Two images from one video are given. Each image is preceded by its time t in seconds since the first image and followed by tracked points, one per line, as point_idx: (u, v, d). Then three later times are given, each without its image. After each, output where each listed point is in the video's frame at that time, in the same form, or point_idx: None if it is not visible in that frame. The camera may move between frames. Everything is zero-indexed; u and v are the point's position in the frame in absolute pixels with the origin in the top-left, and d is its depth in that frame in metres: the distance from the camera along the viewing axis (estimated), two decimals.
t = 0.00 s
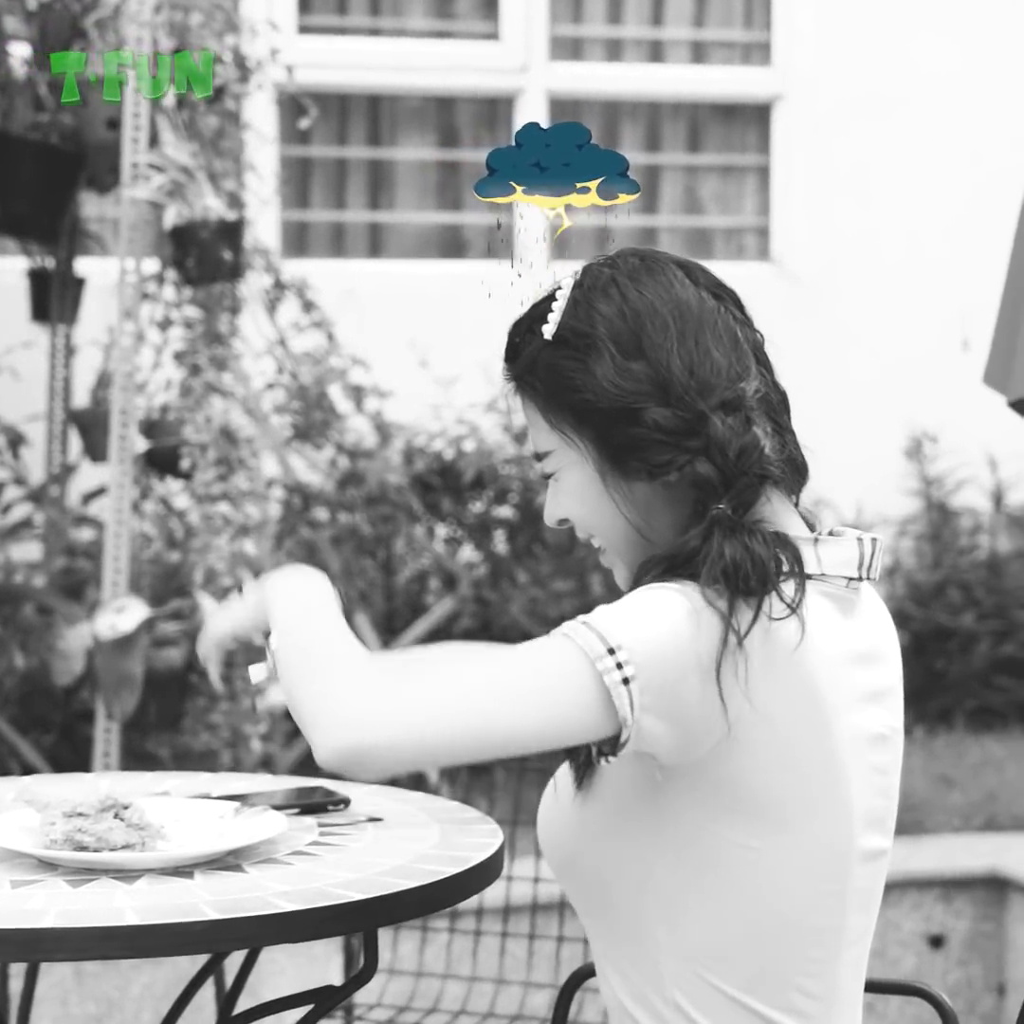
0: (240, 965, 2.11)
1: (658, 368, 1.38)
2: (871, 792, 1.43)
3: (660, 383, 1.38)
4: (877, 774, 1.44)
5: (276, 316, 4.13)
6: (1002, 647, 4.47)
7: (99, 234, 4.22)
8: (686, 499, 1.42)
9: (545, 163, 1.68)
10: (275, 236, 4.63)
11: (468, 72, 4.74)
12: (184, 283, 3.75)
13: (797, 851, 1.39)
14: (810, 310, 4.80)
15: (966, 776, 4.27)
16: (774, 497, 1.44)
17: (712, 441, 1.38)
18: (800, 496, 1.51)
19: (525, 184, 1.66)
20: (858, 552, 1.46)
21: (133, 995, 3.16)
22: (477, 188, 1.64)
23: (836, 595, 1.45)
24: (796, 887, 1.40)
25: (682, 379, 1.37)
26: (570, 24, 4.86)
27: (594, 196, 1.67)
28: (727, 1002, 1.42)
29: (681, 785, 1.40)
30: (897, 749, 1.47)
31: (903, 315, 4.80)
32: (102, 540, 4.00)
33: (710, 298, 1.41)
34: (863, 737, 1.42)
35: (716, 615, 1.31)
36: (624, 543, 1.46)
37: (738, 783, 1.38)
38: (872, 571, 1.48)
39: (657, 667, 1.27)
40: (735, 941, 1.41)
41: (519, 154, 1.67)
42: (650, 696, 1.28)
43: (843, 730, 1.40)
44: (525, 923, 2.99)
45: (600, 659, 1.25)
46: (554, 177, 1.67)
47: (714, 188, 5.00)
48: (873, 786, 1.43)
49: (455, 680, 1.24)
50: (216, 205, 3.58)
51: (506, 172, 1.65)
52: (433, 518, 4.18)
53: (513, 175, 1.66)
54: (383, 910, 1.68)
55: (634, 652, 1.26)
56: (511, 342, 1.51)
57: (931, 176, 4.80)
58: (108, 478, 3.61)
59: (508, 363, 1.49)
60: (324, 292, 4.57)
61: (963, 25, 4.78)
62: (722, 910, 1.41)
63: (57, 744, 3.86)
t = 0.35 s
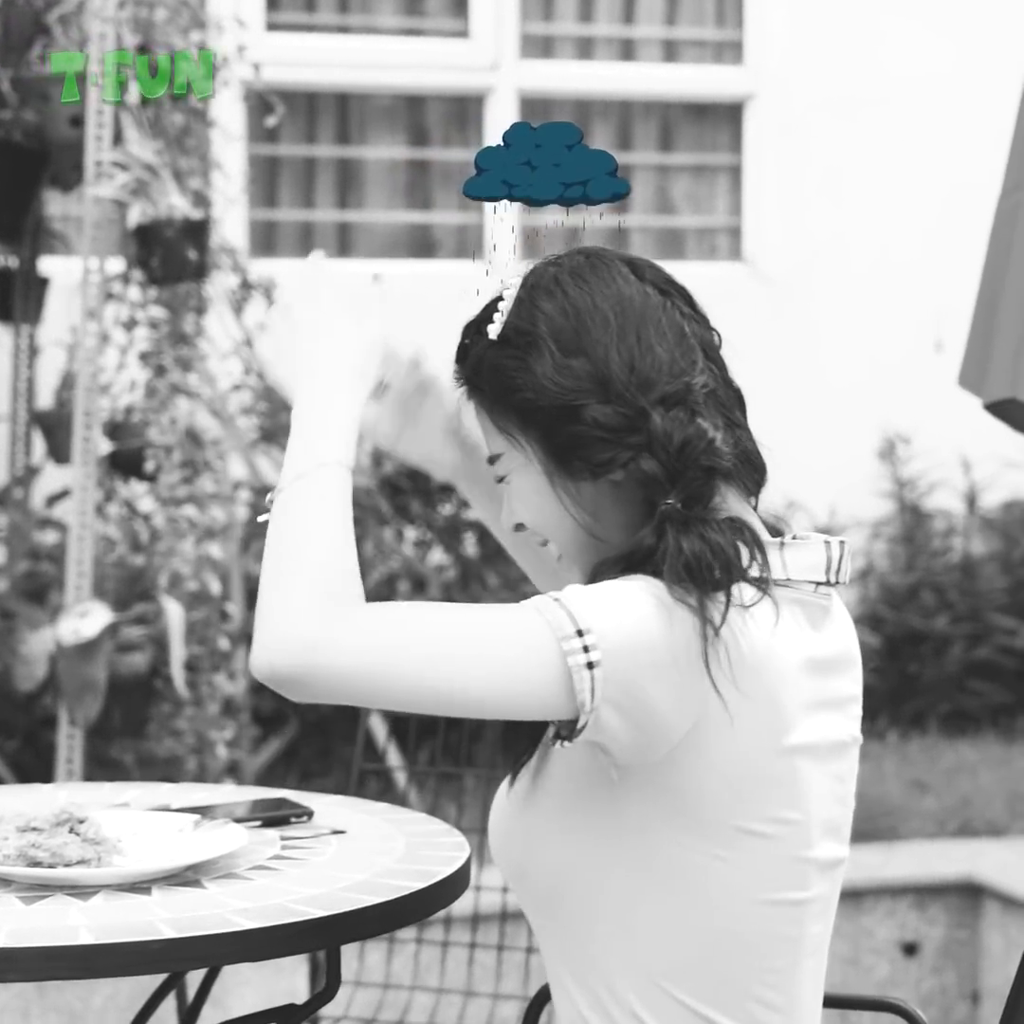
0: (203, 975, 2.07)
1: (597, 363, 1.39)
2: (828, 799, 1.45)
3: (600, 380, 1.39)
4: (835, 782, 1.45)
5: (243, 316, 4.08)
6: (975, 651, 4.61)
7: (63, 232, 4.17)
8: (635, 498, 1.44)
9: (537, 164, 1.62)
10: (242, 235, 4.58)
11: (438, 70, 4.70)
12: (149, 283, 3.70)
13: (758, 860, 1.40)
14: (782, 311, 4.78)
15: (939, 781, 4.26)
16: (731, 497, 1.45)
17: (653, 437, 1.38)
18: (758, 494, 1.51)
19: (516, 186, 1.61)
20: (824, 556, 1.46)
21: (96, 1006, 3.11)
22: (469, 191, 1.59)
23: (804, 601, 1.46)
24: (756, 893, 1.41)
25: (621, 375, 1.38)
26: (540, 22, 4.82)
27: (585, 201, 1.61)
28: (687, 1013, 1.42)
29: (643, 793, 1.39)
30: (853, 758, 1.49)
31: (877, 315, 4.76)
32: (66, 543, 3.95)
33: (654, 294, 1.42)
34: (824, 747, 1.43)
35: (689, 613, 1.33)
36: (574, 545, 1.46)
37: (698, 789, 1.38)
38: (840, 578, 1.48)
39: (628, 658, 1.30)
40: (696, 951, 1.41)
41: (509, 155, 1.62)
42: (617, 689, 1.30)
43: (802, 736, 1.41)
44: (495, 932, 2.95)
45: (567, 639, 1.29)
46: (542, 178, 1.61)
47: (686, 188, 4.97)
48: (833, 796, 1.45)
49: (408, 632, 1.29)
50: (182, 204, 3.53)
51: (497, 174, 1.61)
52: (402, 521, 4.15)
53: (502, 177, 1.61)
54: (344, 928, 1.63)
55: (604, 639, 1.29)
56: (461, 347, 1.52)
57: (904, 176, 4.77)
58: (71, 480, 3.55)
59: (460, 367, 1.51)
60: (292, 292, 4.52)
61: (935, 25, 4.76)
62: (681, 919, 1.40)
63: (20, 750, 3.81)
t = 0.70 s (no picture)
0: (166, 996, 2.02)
1: (551, 367, 1.36)
2: (794, 814, 1.42)
3: (553, 384, 1.36)
4: (800, 798, 1.42)
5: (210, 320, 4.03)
6: (951, 655, 4.56)
7: (26, 234, 4.10)
8: (588, 504, 1.40)
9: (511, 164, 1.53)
10: (209, 237, 4.52)
11: (407, 70, 4.65)
12: (114, 285, 3.63)
13: (724, 877, 1.37)
14: (755, 313, 4.74)
15: (915, 788, 4.23)
16: (688, 505, 1.42)
17: (604, 443, 1.36)
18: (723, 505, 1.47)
19: (488, 186, 1.52)
20: (785, 570, 1.42)
21: None
22: (438, 192, 1.51)
23: (759, 615, 1.41)
24: (720, 909, 1.38)
25: (574, 379, 1.36)
26: (511, 22, 4.78)
27: (557, 199, 1.53)
28: None
29: (610, 809, 1.35)
30: (818, 774, 1.46)
31: (852, 317, 4.73)
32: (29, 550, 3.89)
33: (613, 297, 1.40)
34: (789, 761, 1.40)
35: (616, 625, 1.30)
36: (534, 552, 1.44)
37: (659, 804, 1.34)
38: (804, 591, 1.45)
39: (552, 669, 1.28)
40: (659, 972, 1.37)
41: (482, 154, 1.53)
42: (549, 699, 1.28)
43: (764, 751, 1.37)
44: (467, 945, 2.91)
45: (489, 650, 1.27)
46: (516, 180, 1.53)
47: (657, 189, 4.93)
48: (798, 811, 1.42)
49: (348, 627, 1.29)
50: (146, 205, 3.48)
51: (468, 174, 1.52)
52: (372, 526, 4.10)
53: (474, 177, 1.52)
54: (310, 950, 1.59)
55: (526, 647, 1.27)
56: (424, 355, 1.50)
57: (876, 178, 4.74)
58: (35, 486, 3.49)
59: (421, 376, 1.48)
60: (260, 295, 4.46)
61: (907, 27, 4.73)
62: (643, 937, 1.37)
63: None
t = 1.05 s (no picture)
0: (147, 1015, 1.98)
1: (510, 381, 1.34)
2: (774, 826, 1.39)
3: (515, 400, 1.34)
4: (781, 809, 1.40)
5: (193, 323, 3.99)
6: (942, 658, 4.54)
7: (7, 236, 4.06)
8: (554, 520, 1.39)
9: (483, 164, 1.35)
10: (192, 239, 4.48)
11: (392, 70, 4.62)
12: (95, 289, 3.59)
13: (702, 892, 1.34)
14: (742, 314, 4.71)
15: (905, 793, 4.21)
16: (658, 518, 1.40)
17: (568, 459, 1.34)
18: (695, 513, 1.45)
19: (460, 185, 1.34)
20: (763, 580, 1.39)
21: None
22: (414, 192, 1.34)
23: (736, 627, 1.39)
24: (699, 925, 1.35)
25: (535, 395, 1.34)
26: (496, 22, 4.75)
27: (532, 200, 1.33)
28: None
29: (583, 826, 1.32)
30: (800, 785, 1.43)
31: (840, 320, 4.71)
32: (10, 556, 3.84)
33: (575, 309, 1.38)
34: (767, 773, 1.37)
35: (584, 645, 1.26)
36: (500, 565, 1.42)
37: (632, 822, 1.31)
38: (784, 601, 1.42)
39: (518, 671, 1.24)
40: (639, 990, 1.34)
41: (452, 153, 1.36)
42: (514, 703, 1.24)
43: (740, 763, 1.34)
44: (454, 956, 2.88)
45: (454, 645, 1.23)
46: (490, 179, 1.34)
47: (644, 190, 4.90)
48: (778, 824, 1.40)
49: (331, 612, 1.23)
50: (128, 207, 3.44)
51: (440, 172, 1.34)
52: (357, 532, 4.06)
53: (445, 177, 1.34)
54: (292, 971, 1.55)
55: (494, 646, 1.23)
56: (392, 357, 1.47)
57: (863, 178, 4.72)
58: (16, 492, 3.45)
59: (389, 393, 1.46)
60: (244, 297, 4.43)
61: (893, 27, 4.71)
62: (621, 956, 1.34)
63: None
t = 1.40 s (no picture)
0: None
1: (475, 409, 1.32)
2: (759, 844, 1.36)
3: (484, 427, 1.32)
4: (766, 827, 1.37)
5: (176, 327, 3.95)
6: (930, 665, 4.54)
7: None
8: (534, 544, 1.37)
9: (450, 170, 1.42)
10: (175, 242, 4.45)
11: (377, 72, 4.59)
12: (77, 293, 3.57)
13: (687, 909, 1.31)
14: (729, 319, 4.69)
15: (894, 801, 4.19)
16: (637, 532, 1.38)
17: (545, 481, 1.32)
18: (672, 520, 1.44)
19: (428, 189, 1.40)
20: (744, 590, 1.38)
21: None
22: (381, 195, 1.38)
23: (720, 638, 1.36)
24: (683, 945, 1.32)
25: (502, 420, 1.32)
26: (481, 24, 4.72)
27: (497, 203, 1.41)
28: None
29: (566, 846, 1.29)
30: (787, 803, 1.40)
31: (827, 326, 4.69)
32: None
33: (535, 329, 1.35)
34: (752, 790, 1.35)
35: (564, 668, 1.23)
36: (482, 595, 1.40)
37: (614, 842, 1.29)
38: (767, 612, 1.40)
39: (499, 699, 1.21)
40: (624, 1013, 1.31)
41: (420, 158, 1.42)
42: (496, 725, 1.21)
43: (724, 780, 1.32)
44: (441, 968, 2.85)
45: (435, 675, 1.19)
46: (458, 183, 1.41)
47: (630, 192, 4.87)
48: (763, 841, 1.37)
49: (311, 660, 1.19)
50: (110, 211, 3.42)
51: (409, 177, 1.41)
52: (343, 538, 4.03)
53: (414, 181, 1.41)
54: (277, 994, 1.52)
55: (475, 673, 1.20)
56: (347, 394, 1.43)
57: (850, 180, 4.69)
58: None
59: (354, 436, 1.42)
60: (228, 301, 4.39)
61: (879, 29, 4.69)
62: (606, 979, 1.31)
63: None
